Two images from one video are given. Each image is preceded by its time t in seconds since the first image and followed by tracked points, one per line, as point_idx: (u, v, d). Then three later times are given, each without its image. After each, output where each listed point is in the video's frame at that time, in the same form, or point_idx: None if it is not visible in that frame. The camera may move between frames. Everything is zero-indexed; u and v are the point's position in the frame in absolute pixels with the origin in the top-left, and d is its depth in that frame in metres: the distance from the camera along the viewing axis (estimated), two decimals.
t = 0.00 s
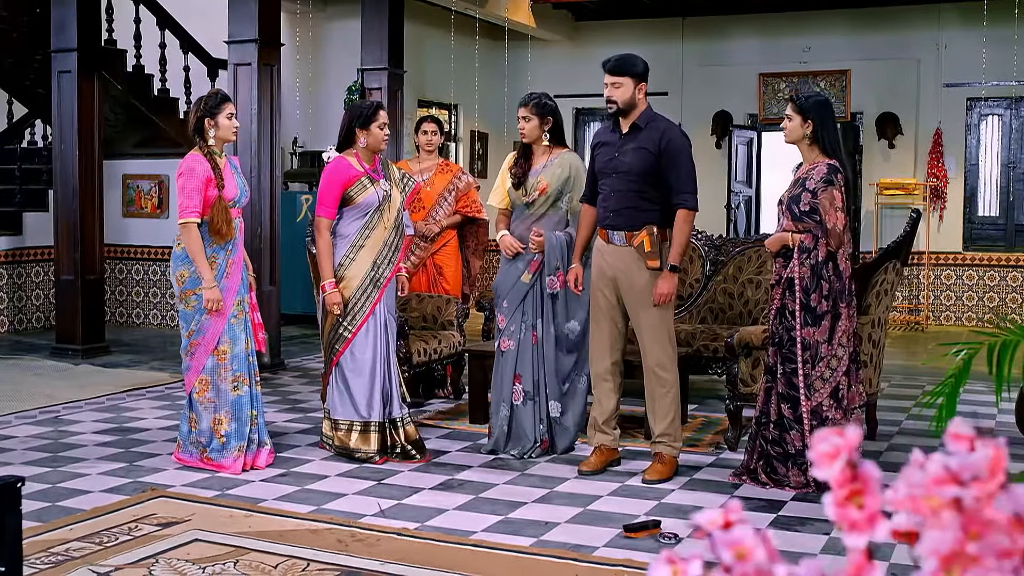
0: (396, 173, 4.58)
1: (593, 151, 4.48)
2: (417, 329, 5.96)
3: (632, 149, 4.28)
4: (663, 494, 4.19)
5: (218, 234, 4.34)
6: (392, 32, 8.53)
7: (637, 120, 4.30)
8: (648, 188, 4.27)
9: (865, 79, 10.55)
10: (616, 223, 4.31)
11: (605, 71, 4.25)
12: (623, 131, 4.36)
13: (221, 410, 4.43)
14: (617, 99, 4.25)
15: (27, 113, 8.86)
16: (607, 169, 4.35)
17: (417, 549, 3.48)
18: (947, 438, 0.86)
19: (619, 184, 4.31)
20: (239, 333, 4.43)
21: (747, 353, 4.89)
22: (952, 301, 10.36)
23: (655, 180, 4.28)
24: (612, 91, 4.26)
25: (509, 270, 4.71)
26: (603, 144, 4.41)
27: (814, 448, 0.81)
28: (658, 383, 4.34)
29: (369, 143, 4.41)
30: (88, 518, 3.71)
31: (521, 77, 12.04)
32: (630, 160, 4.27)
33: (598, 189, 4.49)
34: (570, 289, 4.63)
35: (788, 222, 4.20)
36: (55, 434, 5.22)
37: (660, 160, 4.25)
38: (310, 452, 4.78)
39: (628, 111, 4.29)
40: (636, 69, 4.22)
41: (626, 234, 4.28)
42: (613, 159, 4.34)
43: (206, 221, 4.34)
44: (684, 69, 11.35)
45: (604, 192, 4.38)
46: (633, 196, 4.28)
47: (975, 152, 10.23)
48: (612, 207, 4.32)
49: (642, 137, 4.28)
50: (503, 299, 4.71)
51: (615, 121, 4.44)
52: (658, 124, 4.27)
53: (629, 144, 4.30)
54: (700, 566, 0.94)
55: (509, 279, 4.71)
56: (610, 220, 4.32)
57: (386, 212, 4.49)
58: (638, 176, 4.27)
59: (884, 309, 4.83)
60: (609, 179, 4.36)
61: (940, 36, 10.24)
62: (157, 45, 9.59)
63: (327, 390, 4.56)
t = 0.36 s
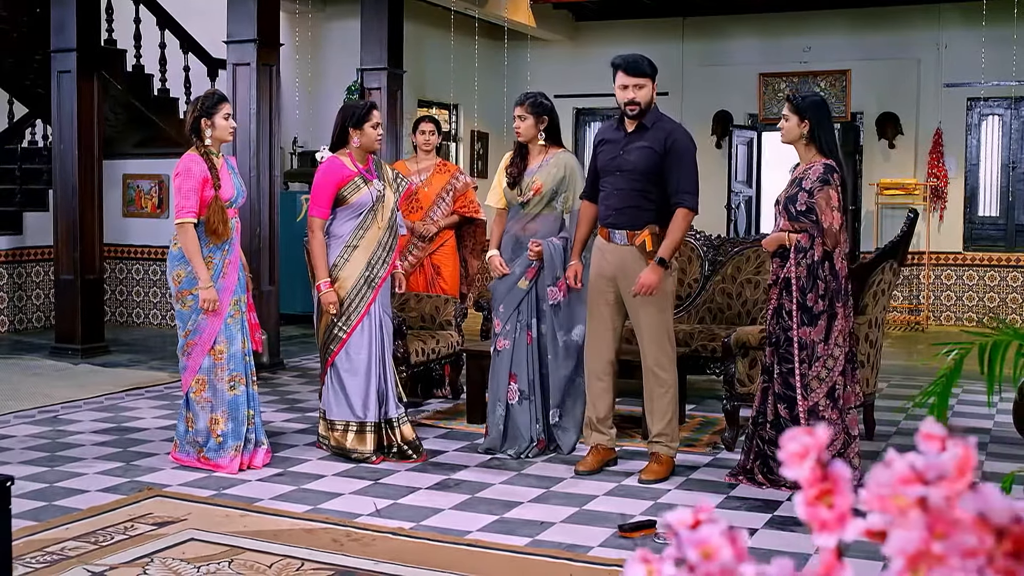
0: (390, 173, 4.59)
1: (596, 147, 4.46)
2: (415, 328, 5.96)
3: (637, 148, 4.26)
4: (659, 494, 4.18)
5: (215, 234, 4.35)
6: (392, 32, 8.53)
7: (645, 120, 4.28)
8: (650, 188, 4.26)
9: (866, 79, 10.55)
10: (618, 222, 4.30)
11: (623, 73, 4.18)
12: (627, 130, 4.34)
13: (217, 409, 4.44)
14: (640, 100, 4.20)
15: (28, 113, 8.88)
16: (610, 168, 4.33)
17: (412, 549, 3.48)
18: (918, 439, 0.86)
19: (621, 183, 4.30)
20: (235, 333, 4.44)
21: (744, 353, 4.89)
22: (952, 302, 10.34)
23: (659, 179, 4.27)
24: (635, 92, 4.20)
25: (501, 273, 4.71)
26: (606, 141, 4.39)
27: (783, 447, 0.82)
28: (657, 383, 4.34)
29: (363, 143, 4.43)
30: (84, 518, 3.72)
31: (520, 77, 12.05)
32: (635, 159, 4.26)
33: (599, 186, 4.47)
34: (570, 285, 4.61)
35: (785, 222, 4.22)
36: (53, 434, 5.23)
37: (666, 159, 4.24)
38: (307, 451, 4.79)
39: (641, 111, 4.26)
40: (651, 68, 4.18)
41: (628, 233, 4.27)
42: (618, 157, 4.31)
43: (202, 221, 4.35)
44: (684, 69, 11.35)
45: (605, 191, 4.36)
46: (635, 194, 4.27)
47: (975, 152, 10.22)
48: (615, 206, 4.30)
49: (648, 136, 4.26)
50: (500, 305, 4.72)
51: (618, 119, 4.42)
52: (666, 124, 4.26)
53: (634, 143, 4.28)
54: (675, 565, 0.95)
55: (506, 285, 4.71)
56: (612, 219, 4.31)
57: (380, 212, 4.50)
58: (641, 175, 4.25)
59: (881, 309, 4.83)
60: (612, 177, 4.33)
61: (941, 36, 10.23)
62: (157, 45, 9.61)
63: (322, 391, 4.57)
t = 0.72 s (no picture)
0: (387, 172, 4.60)
1: (596, 146, 4.45)
2: (416, 328, 5.96)
3: (642, 147, 4.25)
4: (658, 494, 4.18)
5: (214, 234, 4.36)
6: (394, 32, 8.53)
7: (648, 119, 4.27)
8: (655, 188, 4.25)
9: (870, 79, 10.54)
10: (623, 221, 4.28)
11: (628, 73, 4.18)
12: (630, 129, 4.33)
13: (217, 409, 4.45)
14: (646, 100, 4.21)
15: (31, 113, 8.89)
16: (614, 166, 4.32)
17: (410, 548, 3.48)
18: (894, 437, 0.87)
19: (625, 182, 4.28)
20: (234, 332, 4.45)
21: (744, 353, 4.90)
22: (956, 302, 10.30)
23: (664, 178, 4.26)
24: (641, 93, 4.20)
25: (502, 275, 4.74)
26: (608, 139, 4.38)
27: (757, 446, 0.83)
28: (658, 382, 4.33)
29: (358, 143, 4.46)
30: (83, 517, 3.72)
31: (522, 77, 12.05)
32: (639, 158, 4.25)
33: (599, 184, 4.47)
34: (571, 285, 4.59)
35: (785, 222, 4.21)
36: (54, 433, 5.24)
37: (671, 158, 4.24)
38: (308, 451, 4.80)
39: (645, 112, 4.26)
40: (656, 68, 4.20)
41: (633, 233, 4.26)
42: (621, 156, 4.30)
43: (201, 221, 4.35)
44: (688, 69, 11.34)
45: (609, 190, 4.34)
46: (639, 194, 4.26)
47: (979, 152, 10.20)
48: (619, 206, 4.29)
49: (653, 135, 4.26)
50: (500, 311, 4.71)
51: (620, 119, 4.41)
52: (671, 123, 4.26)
53: (637, 143, 4.27)
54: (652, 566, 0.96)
55: (507, 290, 4.71)
56: (616, 218, 4.29)
57: (376, 211, 4.51)
58: (645, 175, 4.25)
59: (881, 309, 4.83)
60: (616, 176, 4.32)
61: (944, 36, 10.21)
62: (160, 45, 9.62)
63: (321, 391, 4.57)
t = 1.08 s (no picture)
0: (385, 171, 4.61)
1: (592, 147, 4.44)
2: (418, 328, 5.96)
3: (640, 147, 4.25)
4: (659, 494, 4.17)
5: (213, 234, 4.37)
6: (397, 32, 8.52)
7: (646, 118, 4.28)
8: (654, 187, 4.25)
9: (873, 79, 10.53)
10: (621, 220, 4.27)
11: (624, 73, 4.17)
12: (628, 129, 4.33)
13: (216, 408, 4.46)
14: (643, 100, 4.20)
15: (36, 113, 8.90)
16: (613, 166, 4.30)
17: (409, 548, 3.48)
18: (870, 436, 0.88)
19: (625, 182, 4.27)
20: (234, 332, 4.46)
21: (745, 353, 4.90)
22: (961, 302, 10.27)
23: (663, 178, 4.27)
24: (637, 92, 4.19)
25: (504, 277, 4.73)
26: (605, 139, 4.36)
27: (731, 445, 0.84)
28: (657, 382, 4.32)
29: (353, 142, 4.45)
30: (83, 515, 3.74)
31: (525, 78, 12.05)
32: (637, 157, 4.24)
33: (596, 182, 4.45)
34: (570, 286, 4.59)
35: (786, 222, 4.20)
36: (56, 432, 5.26)
37: (671, 158, 4.25)
38: (308, 451, 4.80)
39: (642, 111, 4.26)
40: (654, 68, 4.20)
41: (632, 233, 4.25)
42: (619, 156, 4.29)
43: (201, 221, 4.37)
44: (691, 68, 11.34)
45: (608, 189, 4.33)
46: (638, 194, 4.25)
47: (983, 152, 10.16)
48: (618, 205, 4.28)
49: (651, 134, 4.26)
50: (502, 316, 4.71)
51: (616, 118, 4.41)
52: (668, 122, 4.27)
53: (635, 143, 4.27)
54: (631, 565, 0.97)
55: (508, 296, 4.70)
56: (615, 218, 4.28)
57: (372, 208, 4.53)
58: (645, 174, 4.24)
59: (883, 309, 4.82)
60: (615, 175, 4.31)
61: (948, 36, 10.19)
62: (163, 45, 9.64)
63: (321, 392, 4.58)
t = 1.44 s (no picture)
0: (383, 170, 4.61)
1: (587, 148, 4.44)
2: (419, 328, 5.96)
3: (636, 147, 4.25)
4: (657, 494, 4.17)
5: (212, 233, 4.38)
6: (399, 32, 8.53)
7: (641, 118, 4.28)
8: (650, 188, 4.25)
9: (876, 79, 10.52)
10: (617, 220, 4.27)
11: (617, 73, 4.17)
12: (622, 129, 4.33)
13: (216, 408, 4.47)
14: (636, 99, 4.20)
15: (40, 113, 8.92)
16: (608, 167, 4.31)
17: (406, 547, 3.49)
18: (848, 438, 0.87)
19: (623, 182, 4.27)
20: (233, 331, 4.46)
21: (745, 353, 4.89)
22: (963, 302, 10.25)
23: (659, 178, 4.27)
24: (630, 92, 4.20)
25: (504, 278, 4.73)
26: (600, 140, 4.37)
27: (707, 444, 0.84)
28: (656, 381, 4.33)
29: (347, 140, 4.47)
30: (82, 514, 3.74)
31: (527, 78, 12.05)
32: (633, 158, 4.24)
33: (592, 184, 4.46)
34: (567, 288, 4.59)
35: (786, 222, 4.20)
36: (57, 432, 5.27)
37: (666, 158, 4.25)
38: (308, 450, 4.81)
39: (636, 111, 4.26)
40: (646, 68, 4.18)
41: (628, 233, 4.26)
42: (615, 157, 4.29)
43: (200, 221, 4.38)
44: (694, 68, 11.34)
45: (603, 190, 4.32)
46: (635, 194, 4.25)
47: (986, 152, 10.14)
48: (615, 205, 4.27)
49: (646, 135, 4.26)
50: (502, 318, 4.71)
51: (611, 119, 4.41)
52: (663, 122, 4.27)
53: (631, 143, 4.27)
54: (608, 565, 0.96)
55: (508, 297, 4.70)
56: (611, 219, 4.28)
57: (368, 207, 4.53)
58: (642, 175, 4.24)
59: (882, 309, 4.83)
60: (610, 176, 4.31)
61: (951, 35, 10.19)
62: (166, 45, 9.65)
63: (318, 391, 4.59)
